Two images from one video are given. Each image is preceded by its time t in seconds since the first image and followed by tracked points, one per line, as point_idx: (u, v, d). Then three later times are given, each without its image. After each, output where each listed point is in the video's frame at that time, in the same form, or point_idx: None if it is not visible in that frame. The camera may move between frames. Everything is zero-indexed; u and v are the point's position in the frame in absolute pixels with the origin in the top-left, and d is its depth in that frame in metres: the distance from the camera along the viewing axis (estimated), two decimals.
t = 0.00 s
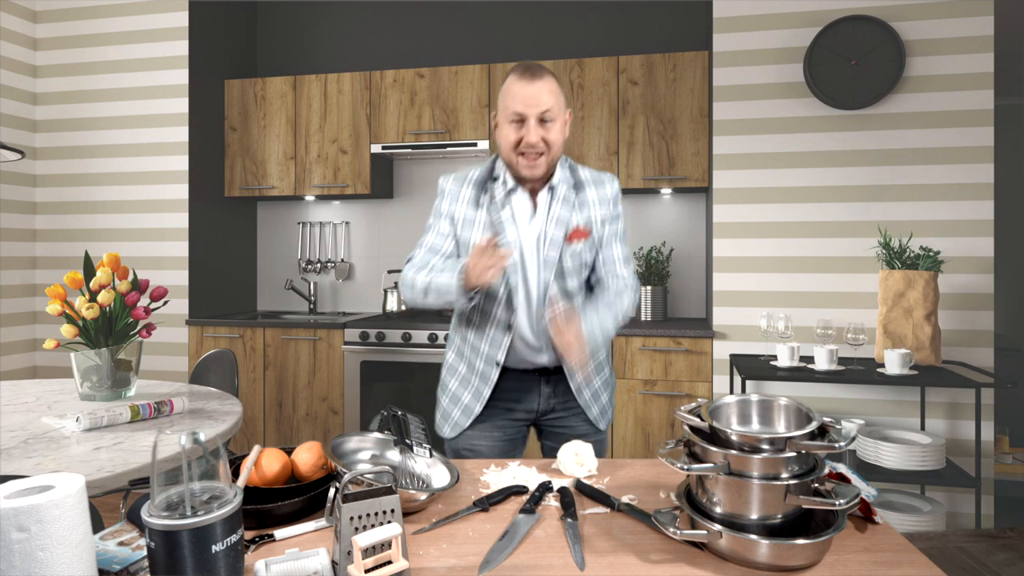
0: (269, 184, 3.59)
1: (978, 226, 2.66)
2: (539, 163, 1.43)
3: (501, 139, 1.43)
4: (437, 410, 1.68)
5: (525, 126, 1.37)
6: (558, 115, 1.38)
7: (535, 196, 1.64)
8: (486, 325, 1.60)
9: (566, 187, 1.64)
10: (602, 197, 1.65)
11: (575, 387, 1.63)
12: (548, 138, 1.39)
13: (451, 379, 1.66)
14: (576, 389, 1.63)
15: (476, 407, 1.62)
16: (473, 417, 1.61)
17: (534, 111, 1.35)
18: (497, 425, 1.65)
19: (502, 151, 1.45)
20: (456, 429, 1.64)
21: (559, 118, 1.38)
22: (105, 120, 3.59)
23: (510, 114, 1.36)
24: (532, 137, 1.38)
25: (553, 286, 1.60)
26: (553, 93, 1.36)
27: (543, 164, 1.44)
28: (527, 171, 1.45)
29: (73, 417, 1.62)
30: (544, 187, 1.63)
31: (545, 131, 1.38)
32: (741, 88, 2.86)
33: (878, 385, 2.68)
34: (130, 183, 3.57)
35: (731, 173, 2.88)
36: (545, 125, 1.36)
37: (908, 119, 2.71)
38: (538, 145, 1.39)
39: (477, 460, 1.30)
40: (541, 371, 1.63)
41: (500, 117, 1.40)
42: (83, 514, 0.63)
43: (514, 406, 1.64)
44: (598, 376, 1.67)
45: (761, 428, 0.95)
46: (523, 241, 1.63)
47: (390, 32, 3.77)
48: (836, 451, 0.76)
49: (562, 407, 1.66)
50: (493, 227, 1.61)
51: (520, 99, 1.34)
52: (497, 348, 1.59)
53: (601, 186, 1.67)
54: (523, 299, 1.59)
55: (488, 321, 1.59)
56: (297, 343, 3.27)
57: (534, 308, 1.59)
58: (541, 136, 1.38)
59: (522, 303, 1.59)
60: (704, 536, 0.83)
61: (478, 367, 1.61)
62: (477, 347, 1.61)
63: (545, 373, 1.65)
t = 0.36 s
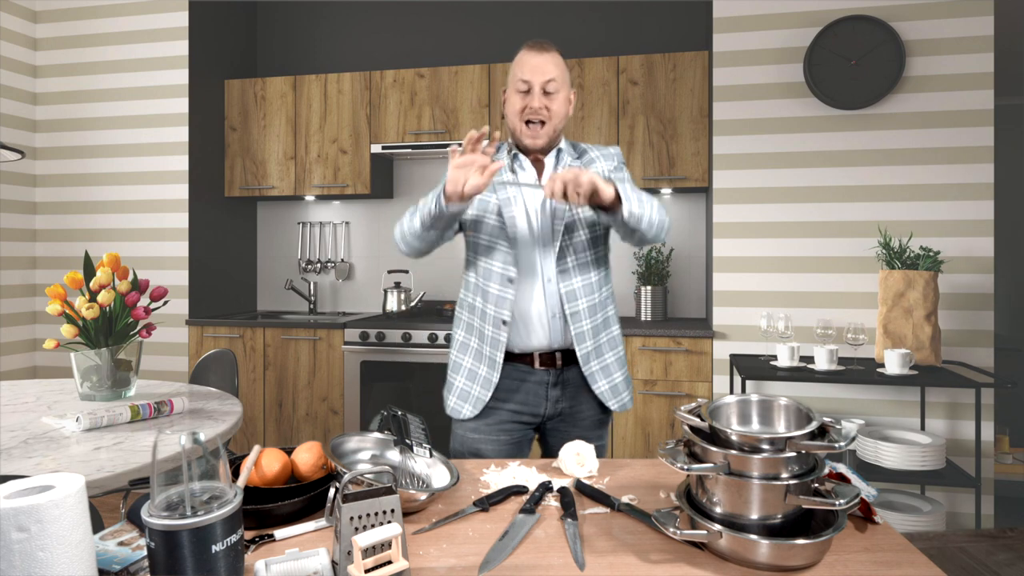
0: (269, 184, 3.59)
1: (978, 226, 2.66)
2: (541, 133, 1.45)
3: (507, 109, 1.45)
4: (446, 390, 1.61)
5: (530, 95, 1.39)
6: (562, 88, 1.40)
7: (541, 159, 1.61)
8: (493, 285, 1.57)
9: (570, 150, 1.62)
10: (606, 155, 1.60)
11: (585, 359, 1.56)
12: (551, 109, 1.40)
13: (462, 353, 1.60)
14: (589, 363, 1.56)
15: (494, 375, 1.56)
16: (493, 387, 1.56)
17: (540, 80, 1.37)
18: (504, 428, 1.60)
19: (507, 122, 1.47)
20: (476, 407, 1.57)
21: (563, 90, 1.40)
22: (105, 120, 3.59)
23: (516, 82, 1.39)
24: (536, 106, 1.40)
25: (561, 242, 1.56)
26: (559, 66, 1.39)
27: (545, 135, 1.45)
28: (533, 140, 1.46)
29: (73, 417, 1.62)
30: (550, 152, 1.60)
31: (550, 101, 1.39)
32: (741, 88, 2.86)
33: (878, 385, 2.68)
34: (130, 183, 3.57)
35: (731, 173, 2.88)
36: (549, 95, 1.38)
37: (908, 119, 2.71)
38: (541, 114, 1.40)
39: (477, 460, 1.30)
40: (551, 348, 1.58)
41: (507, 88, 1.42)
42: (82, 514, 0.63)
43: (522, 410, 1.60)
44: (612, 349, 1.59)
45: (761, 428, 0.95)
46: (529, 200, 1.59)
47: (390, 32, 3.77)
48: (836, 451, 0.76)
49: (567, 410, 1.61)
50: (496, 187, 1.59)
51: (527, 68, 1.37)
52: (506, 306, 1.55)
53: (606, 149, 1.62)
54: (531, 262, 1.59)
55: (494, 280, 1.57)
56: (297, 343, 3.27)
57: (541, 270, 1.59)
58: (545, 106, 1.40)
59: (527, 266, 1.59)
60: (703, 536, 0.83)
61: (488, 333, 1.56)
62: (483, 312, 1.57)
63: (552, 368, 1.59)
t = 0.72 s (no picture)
0: (269, 184, 3.59)
1: (978, 226, 2.66)
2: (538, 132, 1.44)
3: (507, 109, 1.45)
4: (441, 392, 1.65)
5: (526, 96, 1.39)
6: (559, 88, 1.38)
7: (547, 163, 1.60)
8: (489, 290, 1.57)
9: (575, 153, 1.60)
10: (610, 155, 1.58)
11: (591, 362, 1.53)
12: (546, 110, 1.40)
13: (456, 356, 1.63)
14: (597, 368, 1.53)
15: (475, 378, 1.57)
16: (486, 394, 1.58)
17: (535, 83, 1.36)
18: (511, 432, 1.60)
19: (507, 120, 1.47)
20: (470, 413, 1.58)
21: (560, 91, 1.38)
22: (105, 120, 3.59)
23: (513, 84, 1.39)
24: (530, 107, 1.39)
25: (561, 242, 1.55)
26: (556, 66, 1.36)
27: (542, 134, 1.45)
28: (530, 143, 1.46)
29: (74, 417, 1.62)
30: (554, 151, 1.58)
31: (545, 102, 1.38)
32: (741, 88, 2.86)
33: (878, 385, 2.68)
34: (130, 183, 3.57)
35: (731, 173, 2.88)
36: (544, 97, 1.37)
37: (908, 119, 2.71)
38: (537, 115, 1.40)
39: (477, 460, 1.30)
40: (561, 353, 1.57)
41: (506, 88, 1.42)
42: (83, 514, 0.63)
43: (531, 417, 1.59)
44: (621, 352, 1.56)
45: (761, 428, 0.95)
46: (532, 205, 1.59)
47: (390, 32, 3.77)
48: (836, 451, 0.76)
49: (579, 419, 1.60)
50: (497, 192, 1.60)
51: (523, 71, 1.36)
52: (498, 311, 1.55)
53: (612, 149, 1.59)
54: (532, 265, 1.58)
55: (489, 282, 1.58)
56: (297, 343, 3.27)
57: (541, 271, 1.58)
58: (540, 107, 1.39)
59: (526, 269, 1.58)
60: (703, 536, 0.83)
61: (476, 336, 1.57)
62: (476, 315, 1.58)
63: (563, 375, 1.58)
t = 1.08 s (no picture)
0: (269, 184, 3.59)
1: (978, 227, 2.66)
2: (546, 148, 1.43)
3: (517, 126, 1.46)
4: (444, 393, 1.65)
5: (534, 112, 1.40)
6: (568, 103, 1.39)
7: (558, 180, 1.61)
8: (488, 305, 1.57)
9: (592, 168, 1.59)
10: (629, 172, 1.57)
11: (608, 388, 1.49)
12: (554, 125, 1.40)
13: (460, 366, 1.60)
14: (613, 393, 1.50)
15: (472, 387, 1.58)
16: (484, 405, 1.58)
17: (544, 98, 1.37)
18: (528, 440, 1.57)
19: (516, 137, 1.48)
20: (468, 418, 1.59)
21: (569, 106, 1.39)
22: (105, 120, 3.59)
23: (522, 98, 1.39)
24: (538, 122, 1.40)
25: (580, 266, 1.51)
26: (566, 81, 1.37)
27: (551, 151, 1.44)
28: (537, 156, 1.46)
29: (73, 417, 1.62)
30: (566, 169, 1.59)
31: (552, 117, 1.39)
32: (741, 88, 2.86)
33: (878, 385, 2.67)
34: (130, 183, 3.57)
35: (731, 173, 2.87)
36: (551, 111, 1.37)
37: (908, 119, 2.71)
38: (545, 130, 1.40)
39: (478, 460, 1.30)
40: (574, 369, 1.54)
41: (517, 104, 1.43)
42: (83, 514, 0.63)
43: (548, 424, 1.56)
44: (639, 377, 1.51)
45: (761, 428, 0.95)
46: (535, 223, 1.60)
47: (390, 32, 3.77)
48: (836, 451, 0.76)
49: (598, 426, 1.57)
50: (500, 209, 1.60)
51: (532, 86, 1.37)
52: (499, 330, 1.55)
53: (628, 164, 1.59)
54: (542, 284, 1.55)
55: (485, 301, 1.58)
56: (297, 343, 3.27)
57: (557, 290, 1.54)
58: (548, 123, 1.40)
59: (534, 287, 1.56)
60: (704, 536, 0.83)
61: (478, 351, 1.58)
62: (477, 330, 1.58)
63: (580, 386, 1.55)
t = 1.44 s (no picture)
0: (269, 184, 3.59)
1: (978, 226, 2.66)
2: (563, 179, 1.28)
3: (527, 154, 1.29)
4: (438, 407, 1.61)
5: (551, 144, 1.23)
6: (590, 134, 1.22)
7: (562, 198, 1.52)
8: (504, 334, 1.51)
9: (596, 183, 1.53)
10: (634, 189, 1.54)
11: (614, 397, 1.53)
12: (576, 158, 1.25)
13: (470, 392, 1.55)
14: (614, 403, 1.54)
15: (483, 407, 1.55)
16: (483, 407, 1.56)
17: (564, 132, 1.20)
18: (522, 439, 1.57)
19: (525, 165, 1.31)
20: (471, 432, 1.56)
21: (590, 135, 1.23)
22: (105, 120, 3.59)
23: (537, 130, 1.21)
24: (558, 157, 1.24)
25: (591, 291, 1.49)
26: (589, 111, 1.19)
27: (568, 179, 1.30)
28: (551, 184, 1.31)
29: (74, 417, 1.62)
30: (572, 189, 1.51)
31: (573, 150, 1.23)
32: (741, 88, 2.86)
33: (878, 385, 2.67)
34: (130, 183, 3.57)
35: (731, 173, 2.87)
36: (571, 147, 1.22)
37: (907, 119, 2.71)
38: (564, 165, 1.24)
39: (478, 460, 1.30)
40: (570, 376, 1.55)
41: (527, 131, 1.25)
42: (82, 514, 0.63)
43: (543, 421, 1.56)
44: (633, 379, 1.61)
45: (761, 428, 0.95)
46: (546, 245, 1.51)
47: (390, 32, 3.77)
48: (836, 451, 0.76)
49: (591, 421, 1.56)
50: (511, 232, 1.48)
51: (548, 116, 1.18)
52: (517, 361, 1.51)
53: (631, 178, 1.55)
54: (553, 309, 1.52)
55: (504, 332, 1.51)
56: (297, 343, 3.27)
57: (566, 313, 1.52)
58: (569, 156, 1.23)
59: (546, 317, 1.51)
60: (703, 536, 0.84)
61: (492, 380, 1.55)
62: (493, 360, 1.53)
63: (572, 381, 1.56)
